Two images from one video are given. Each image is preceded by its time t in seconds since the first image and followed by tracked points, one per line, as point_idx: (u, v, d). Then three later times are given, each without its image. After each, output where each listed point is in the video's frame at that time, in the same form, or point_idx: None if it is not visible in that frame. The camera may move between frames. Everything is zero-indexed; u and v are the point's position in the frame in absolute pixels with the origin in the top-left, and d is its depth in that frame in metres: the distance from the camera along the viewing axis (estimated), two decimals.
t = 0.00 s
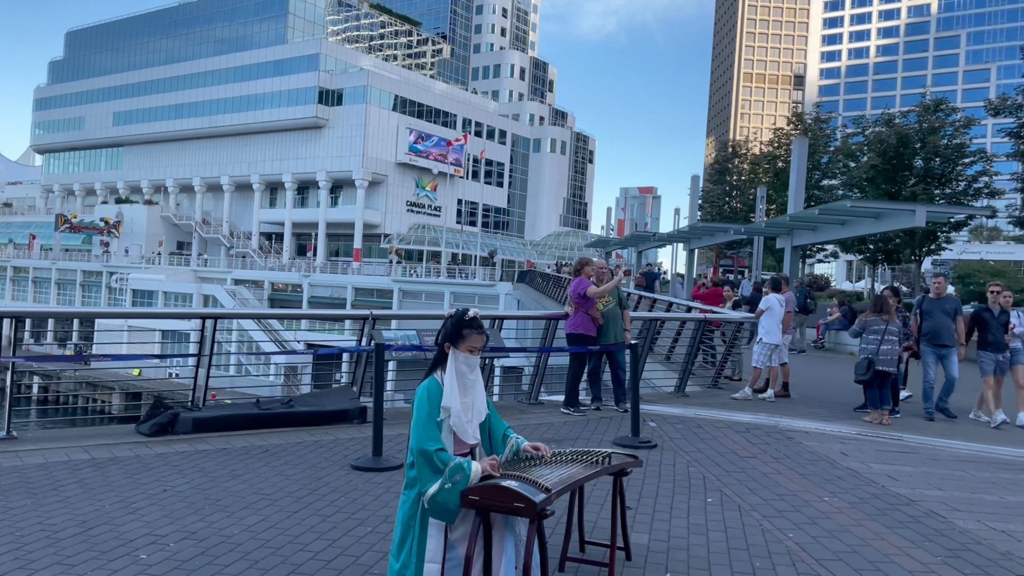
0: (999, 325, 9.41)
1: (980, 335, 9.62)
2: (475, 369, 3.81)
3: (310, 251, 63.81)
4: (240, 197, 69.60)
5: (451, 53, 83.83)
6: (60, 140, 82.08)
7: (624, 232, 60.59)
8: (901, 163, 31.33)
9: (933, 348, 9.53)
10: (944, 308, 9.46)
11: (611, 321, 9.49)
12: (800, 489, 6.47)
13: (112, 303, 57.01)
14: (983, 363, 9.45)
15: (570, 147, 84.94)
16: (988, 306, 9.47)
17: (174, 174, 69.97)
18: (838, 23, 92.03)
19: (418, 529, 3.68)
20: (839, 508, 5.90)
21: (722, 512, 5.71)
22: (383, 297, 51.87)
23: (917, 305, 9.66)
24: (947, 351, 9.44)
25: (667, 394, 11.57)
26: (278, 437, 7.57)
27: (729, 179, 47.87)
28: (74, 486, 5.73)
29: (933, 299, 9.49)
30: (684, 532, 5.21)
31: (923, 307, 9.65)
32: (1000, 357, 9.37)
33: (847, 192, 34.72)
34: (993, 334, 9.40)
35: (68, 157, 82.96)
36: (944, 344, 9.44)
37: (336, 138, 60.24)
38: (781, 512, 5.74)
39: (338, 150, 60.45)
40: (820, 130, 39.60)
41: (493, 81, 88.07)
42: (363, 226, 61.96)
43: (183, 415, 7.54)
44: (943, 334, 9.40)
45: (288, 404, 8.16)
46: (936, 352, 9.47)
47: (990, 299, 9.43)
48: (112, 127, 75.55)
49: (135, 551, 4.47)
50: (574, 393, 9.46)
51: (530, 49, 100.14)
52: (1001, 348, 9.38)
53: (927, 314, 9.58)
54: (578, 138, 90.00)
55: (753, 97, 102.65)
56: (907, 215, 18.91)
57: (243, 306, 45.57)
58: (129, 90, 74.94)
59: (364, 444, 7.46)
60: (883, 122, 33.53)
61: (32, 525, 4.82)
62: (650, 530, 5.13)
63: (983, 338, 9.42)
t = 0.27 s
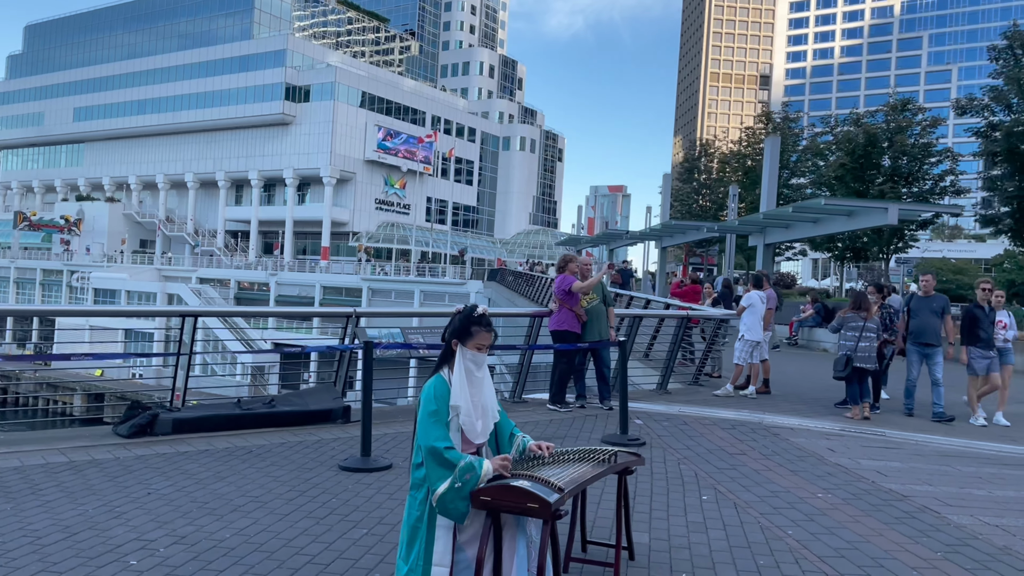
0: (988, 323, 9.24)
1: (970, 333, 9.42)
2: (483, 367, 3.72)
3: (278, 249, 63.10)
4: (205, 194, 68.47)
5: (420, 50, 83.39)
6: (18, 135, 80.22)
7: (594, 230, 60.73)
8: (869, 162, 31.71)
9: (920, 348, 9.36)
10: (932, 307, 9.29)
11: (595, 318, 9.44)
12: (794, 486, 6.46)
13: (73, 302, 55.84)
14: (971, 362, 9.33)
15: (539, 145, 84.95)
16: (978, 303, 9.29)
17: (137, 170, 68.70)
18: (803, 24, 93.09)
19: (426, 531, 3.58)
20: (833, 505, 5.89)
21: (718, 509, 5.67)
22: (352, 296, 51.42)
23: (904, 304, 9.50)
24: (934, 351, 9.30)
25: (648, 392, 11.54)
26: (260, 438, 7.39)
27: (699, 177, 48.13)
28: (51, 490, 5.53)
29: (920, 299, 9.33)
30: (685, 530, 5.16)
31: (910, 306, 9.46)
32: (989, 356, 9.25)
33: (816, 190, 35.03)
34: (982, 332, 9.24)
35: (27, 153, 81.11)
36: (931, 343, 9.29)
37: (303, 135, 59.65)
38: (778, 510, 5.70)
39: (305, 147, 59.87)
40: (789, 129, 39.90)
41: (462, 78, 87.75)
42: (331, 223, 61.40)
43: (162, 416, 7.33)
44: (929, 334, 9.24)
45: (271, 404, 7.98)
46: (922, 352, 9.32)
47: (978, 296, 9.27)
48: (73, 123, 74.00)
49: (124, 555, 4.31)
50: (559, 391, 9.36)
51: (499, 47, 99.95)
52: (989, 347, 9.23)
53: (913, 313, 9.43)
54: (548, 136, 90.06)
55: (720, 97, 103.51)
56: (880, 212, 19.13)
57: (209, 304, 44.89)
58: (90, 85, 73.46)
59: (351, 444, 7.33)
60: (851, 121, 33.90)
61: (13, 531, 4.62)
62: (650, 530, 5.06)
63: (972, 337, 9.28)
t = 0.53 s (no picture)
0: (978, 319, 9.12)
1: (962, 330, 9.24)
2: (490, 360, 3.65)
3: (244, 247, 62.27)
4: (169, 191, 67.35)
5: (388, 47, 82.86)
6: None
7: (563, 229, 60.80)
8: (836, 160, 32.03)
9: (909, 343, 9.39)
10: (921, 303, 9.33)
11: (579, 314, 9.39)
12: (784, 479, 6.47)
13: (33, 301, 54.59)
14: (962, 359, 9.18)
15: (508, 143, 84.81)
16: (966, 299, 9.10)
17: (98, 167, 67.28)
18: (768, 24, 94.03)
19: (434, 528, 3.50)
20: (825, 498, 5.91)
21: (714, 503, 5.66)
22: (321, 294, 50.91)
23: (894, 298, 9.55)
24: (922, 346, 9.33)
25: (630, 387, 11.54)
26: (243, 437, 7.24)
27: (668, 174, 48.31)
28: (31, 491, 5.34)
29: (911, 294, 9.38)
30: (684, 525, 5.13)
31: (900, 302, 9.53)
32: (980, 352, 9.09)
33: (785, 187, 35.32)
34: (971, 329, 9.09)
35: None
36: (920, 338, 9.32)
37: (270, 132, 58.95)
38: (773, 503, 5.71)
39: (272, 144, 59.17)
40: (758, 127, 40.13)
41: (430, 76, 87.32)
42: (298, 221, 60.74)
43: (142, 415, 7.15)
44: (917, 329, 9.29)
45: (252, 402, 7.81)
46: (911, 347, 9.36)
47: (967, 292, 9.08)
48: (32, 118, 72.38)
49: (115, 557, 4.18)
50: (543, 386, 9.31)
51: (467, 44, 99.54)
52: (978, 344, 9.09)
53: (903, 308, 9.46)
54: (517, 134, 90.00)
55: (686, 96, 104.23)
56: (852, 209, 19.33)
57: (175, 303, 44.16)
58: (50, 80, 71.92)
59: (337, 442, 7.21)
60: (819, 120, 34.18)
61: None
62: (647, 525, 5.02)
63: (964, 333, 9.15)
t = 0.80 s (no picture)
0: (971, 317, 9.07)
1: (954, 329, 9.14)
2: (498, 357, 3.61)
3: (210, 244, 61.42)
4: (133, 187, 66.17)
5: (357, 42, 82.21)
6: None
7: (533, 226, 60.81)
8: (806, 159, 32.36)
9: (895, 339, 9.53)
10: (905, 299, 9.52)
11: (563, 311, 9.37)
12: (773, 475, 6.50)
13: None
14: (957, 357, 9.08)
15: (477, 140, 84.63)
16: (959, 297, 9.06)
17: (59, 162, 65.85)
18: (735, 24, 94.78)
19: (443, 527, 3.44)
20: (817, 493, 5.93)
21: (708, 499, 5.65)
22: (288, 291, 50.33)
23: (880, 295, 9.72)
24: (907, 342, 9.52)
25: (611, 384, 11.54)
26: (226, 436, 7.10)
27: (639, 172, 48.41)
28: (13, 494, 5.19)
29: (897, 290, 9.56)
30: (682, 522, 5.11)
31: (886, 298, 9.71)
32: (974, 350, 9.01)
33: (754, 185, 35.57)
34: (965, 328, 8.99)
35: None
36: (903, 334, 9.47)
37: (236, 128, 58.17)
38: (766, 499, 5.72)
39: (238, 140, 58.40)
40: (727, 125, 40.37)
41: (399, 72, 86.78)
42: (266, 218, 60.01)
43: (121, 414, 6.98)
44: (904, 325, 9.47)
45: (235, 401, 7.66)
46: (896, 342, 9.52)
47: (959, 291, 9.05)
48: None
49: (107, 560, 4.06)
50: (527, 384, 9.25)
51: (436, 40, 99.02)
52: (972, 343, 9.01)
53: (889, 304, 9.62)
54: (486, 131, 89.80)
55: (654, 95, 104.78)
56: (824, 206, 19.53)
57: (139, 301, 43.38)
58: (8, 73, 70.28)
59: (322, 442, 7.11)
60: (788, 119, 34.48)
61: None
62: (646, 522, 4.99)
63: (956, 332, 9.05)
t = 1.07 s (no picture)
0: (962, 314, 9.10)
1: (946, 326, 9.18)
2: (502, 357, 3.56)
3: (173, 241, 60.43)
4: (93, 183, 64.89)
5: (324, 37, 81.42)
6: None
7: (502, 224, 60.72)
8: (774, 158, 32.72)
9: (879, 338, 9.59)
10: (889, 299, 9.62)
11: (544, 308, 9.35)
12: (761, 472, 6.52)
13: None
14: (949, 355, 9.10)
15: (445, 137, 84.32)
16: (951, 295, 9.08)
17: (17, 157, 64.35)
18: (701, 24, 95.54)
19: (449, 529, 3.38)
20: (806, 489, 5.97)
21: (700, 497, 5.66)
22: (254, 289, 49.69)
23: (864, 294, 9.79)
24: (890, 342, 9.62)
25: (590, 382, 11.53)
26: (206, 436, 6.95)
27: (608, 170, 48.52)
28: None
29: (881, 289, 9.66)
30: (677, 520, 5.10)
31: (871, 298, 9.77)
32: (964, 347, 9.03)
33: (723, 183, 35.83)
34: (957, 326, 9.02)
35: None
36: (888, 333, 9.56)
37: (201, 123, 57.28)
38: (757, 496, 5.74)
39: (202, 135, 57.52)
40: (697, 124, 40.62)
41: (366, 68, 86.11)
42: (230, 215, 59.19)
43: (99, 415, 6.82)
44: (888, 324, 9.54)
45: (215, 400, 7.53)
46: (881, 341, 9.59)
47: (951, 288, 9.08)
48: None
49: (96, 565, 3.95)
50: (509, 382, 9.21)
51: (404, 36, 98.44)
52: (961, 341, 9.06)
53: (872, 304, 9.70)
54: (454, 129, 89.51)
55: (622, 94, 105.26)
56: (795, 205, 19.72)
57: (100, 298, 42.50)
58: None
59: (306, 441, 7.00)
60: (756, 118, 34.79)
61: None
62: (641, 521, 4.97)
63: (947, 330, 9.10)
